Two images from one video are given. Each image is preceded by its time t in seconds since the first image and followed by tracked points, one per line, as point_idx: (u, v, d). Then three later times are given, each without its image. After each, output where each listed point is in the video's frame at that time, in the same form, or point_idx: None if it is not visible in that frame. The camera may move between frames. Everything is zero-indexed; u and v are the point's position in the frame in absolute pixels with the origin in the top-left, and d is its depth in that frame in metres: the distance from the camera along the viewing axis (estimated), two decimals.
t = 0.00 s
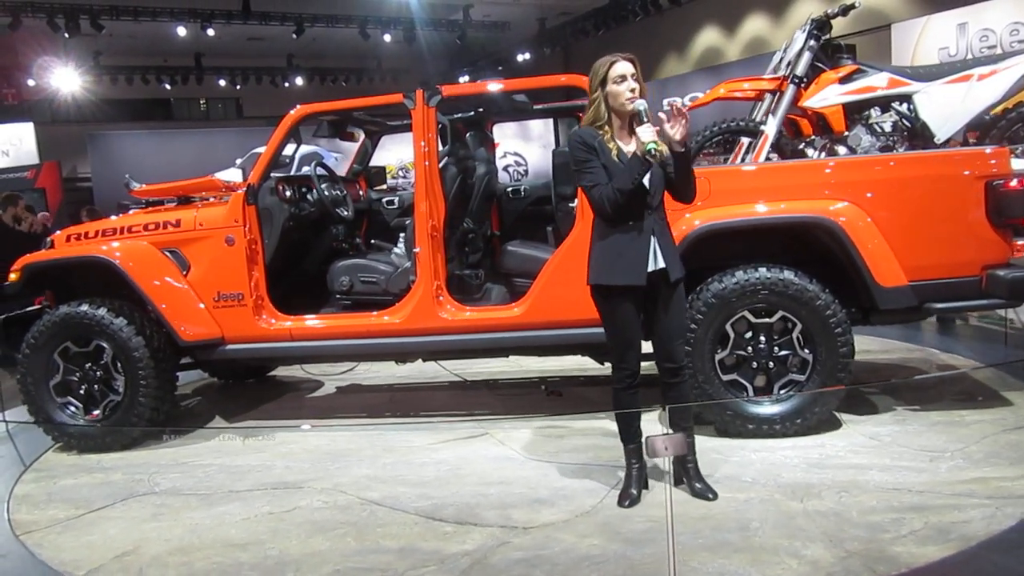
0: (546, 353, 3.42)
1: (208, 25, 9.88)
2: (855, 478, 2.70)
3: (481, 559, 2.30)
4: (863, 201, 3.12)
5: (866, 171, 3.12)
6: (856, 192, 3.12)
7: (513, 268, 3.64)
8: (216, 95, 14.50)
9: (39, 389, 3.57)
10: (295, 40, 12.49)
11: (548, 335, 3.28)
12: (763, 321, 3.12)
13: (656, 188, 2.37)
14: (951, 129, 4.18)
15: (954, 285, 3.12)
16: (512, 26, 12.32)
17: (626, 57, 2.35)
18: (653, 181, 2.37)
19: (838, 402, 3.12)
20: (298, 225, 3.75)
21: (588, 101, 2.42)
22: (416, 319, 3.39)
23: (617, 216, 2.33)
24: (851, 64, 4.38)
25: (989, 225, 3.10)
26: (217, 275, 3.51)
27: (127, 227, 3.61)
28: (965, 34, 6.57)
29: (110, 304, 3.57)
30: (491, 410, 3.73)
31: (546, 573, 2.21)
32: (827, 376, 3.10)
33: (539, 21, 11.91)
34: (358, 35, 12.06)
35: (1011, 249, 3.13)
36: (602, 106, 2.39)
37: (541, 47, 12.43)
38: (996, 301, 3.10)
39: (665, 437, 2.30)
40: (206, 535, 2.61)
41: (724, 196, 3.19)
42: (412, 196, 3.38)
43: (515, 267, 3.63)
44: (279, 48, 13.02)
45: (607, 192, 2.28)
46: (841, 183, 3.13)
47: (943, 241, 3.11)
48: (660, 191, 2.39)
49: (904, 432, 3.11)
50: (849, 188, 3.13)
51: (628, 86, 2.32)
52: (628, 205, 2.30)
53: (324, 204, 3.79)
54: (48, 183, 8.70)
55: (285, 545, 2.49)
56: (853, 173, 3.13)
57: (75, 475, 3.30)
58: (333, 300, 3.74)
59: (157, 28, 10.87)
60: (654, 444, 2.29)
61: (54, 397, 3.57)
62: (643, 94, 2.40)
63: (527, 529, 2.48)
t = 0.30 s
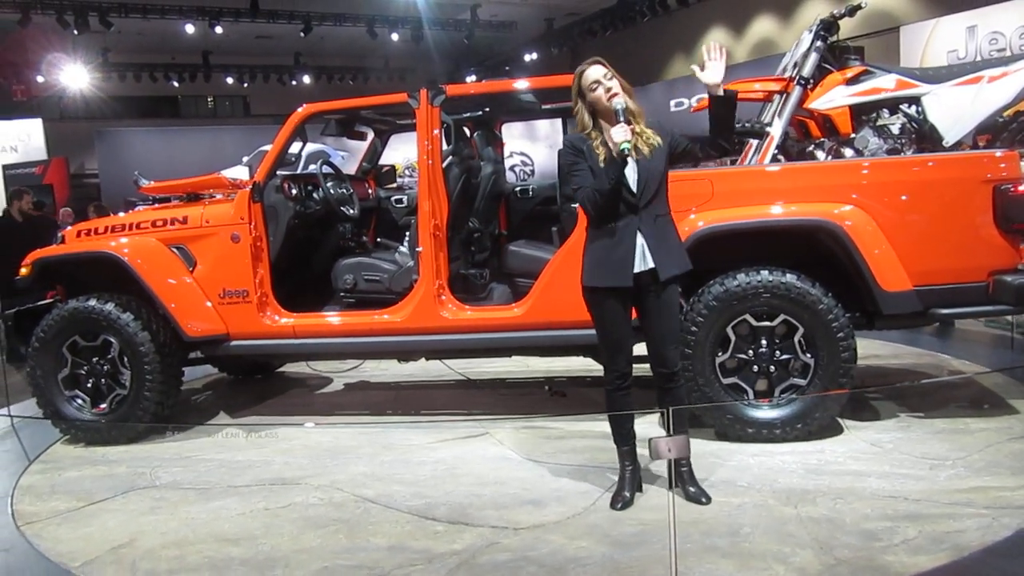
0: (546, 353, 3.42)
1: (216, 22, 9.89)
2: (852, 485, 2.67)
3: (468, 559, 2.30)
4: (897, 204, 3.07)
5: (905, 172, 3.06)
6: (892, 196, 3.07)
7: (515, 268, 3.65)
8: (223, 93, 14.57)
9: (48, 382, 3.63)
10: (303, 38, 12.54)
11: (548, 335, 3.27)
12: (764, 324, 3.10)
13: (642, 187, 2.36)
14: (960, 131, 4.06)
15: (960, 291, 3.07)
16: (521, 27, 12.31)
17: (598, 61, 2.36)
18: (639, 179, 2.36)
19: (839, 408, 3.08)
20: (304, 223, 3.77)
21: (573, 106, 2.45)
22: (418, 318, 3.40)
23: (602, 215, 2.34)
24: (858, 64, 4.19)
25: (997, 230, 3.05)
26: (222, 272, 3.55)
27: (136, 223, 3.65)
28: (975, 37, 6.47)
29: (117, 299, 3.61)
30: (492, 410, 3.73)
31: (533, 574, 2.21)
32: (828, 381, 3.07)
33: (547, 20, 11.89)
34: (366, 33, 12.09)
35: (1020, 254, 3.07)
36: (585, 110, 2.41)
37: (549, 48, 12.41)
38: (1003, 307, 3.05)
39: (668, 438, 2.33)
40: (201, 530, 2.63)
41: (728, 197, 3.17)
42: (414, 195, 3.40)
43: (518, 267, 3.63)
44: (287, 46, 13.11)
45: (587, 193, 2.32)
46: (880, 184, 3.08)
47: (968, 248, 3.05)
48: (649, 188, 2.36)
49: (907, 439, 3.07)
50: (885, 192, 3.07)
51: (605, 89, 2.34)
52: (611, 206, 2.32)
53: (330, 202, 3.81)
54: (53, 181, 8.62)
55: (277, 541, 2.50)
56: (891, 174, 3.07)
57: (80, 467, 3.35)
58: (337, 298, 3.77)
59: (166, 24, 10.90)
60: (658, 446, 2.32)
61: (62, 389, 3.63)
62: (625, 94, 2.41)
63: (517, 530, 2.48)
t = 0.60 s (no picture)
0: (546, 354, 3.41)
1: (223, 19, 10.06)
2: (847, 492, 2.64)
3: (455, 558, 2.30)
4: (931, 210, 3.02)
5: (941, 177, 3.00)
6: (926, 202, 3.02)
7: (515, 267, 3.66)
8: (229, 90, 14.65)
9: (54, 373, 3.67)
10: (309, 36, 12.60)
11: (547, 336, 3.26)
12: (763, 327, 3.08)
13: (624, 187, 2.36)
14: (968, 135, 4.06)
15: (963, 298, 3.04)
16: (528, 27, 12.30)
17: (588, 66, 2.39)
18: (621, 180, 2.36)
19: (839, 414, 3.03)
20: (307, 220, 3.79)
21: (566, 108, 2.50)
22: (418, 316, 3.41)
23: (585, 215, 2.38)
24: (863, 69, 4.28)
25: (1004, 237, 2.99)
26: (226, 268, 3.58)
27: (143, 218, 3.69)
28: (982, 43, 6.40)
29: (123, 293, 3.65)
30: (493, 410, 3.73)
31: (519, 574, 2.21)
32: (828, 387, 3.04)
33: (554, 21, 11.87)
34: (373, 32, 12.14)
35: None
36: (575, 112, 2.46)
37: (556, 48, 12.43)
38: (1009, 314, 3.00)
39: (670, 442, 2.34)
40: (194, 523, 2.66)
41: (728, 201, 3.16)
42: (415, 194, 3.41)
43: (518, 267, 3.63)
44: (294, 45, 13.18)
45: (568, 195, 2.39)
46: (915, 190, 3.02)
47: (995, 257, 3.00)
48: (632, 189, 2.36)
49: (907, 447, 3.04)
50: (920, 199, 3.02)
51: (595, 94, 2.37)
52: (592, 207, 2.37)
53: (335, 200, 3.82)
54: (59, 175, 8.79)
55: (268, 536, 2.52)
56: (927, 179, 3.01)
57: (82, 459, 3.38)
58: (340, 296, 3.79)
59: (172, 20, 10.94)
60: (659, 447, 2.33)
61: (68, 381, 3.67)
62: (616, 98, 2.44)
63: (506, 530, 2.47)
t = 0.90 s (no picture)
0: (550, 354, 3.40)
1: (232, 19, 10.16)
2: (848, 497, 2.61)
3: (446, 557, 2.30)
4: (949, 211, 2.96)
5: (960, 178, 2.94)
6: (952, 203, 2.96)
7: (520, 268, 3.66)
8: (238, 89, 14.78)
9: (66, 369, 3.73)
10: (318, 36, 12.68)
11: (549, 337, 3.26)
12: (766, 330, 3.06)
13: (615, 189, 2.38)
14: (976, 137, 4.05)
15: (972, 302, 3.00)
16: (535, 28, 12.28)
17: (593, 68, 2.39)
18: (613, 183, 2.38)
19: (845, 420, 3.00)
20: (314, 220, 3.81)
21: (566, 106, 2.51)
22: (422, 316, 3.43)
23: (579, 219, 2.44)
24: (872, 69, 4.20)
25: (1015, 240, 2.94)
26: (234, 267, 3.61)
27: (154, 216, 3.74)
28: (992, 45, 6.32)
29: (133, 291, 3.70)
30: (500, 409, 3.74)
31: (509, 574, 2.21)
32: (832, 391, 3.00)
33: (562, 21, 11.88)
34: (380, 31, 12.19)
35: None
36: (574, 111, 2.46)
37: (563, 49, 12.39)
38: (1018, 319, 2.96)
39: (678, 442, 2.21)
40: (194, 518, 2.68)
41: (732, 203, 3.13)
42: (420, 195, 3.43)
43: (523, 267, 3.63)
44: (300, 43, 13.27)
45: (562, 200, 2.46)
46: (951, 191, 2.95)
47: (1023, 260, 2.94)
48: (624, 190, 2.38)
49: (914, 452, 3.00)
50: (956, 200, 2.95)
51: (596, 98, 2.38)
52: (585, 211, 2.42)
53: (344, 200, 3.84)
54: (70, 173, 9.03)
55: (264, 533, 2.53)
56: (963, 178, 2.94)
57: (91, 453, 3.43)
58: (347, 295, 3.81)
59: (182, 20, 11.04)
60: (667, 449, 2.21)
61: (79, 377, 3.73)
62: (616, 101, 2.44)
63: (500, 530, 2.47)
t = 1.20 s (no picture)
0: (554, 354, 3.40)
1: (240, 18, 10.25)
2: (848, 500, 2.59)
3: (439, 557, 2.31)
4: (958, 212, 2.92)
5: (968, 178, 2.90)
6: (961, 204, 2.91)
7: (524, 268, 3.64)
8: (246, 88, 14.89)
9: (78, 365, 3.77)
10: (324, 34, 12.78)
11: (553, 336, 3.25)
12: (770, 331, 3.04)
13: (611, 190, 2.38)
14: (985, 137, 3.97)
15: (980, 304, 2.95)
16: (541, 27, 12.31)
17: (597, 69, 2.38)
18: (608, 184, 2.39)
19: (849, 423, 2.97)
20: (321, 219, 3.84)
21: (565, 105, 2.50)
22: (426, 315, 3.44)
23: (575, 220, 2.46)
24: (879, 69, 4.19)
25: None
26: (242, 265, 3.64)
27: (164, 214, 3.77)
28: (1001, 45, 6.26)
29: (143, 288, 3.74)
30: (506, 409, 3.74)
31: (502, 573, 2.21)
32: (836, 394, 2.98)
33: (570, 21, 11.88)
34: (386, 30, 12.24)
35: None
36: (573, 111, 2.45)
37: (570, 48, 12.39)
38: None
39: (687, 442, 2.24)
40: (195, 514, 2.71)
41: (736, 203, 3.11)
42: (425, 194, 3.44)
43: (527, 266, 3.62)
44: (308, 42, 13.37)
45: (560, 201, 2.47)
46: (963, 190, 2.90)
47: None
48: (620, 190, 2.38)
49: (920, 456, 2.97)
50: (967, 200, 2.90)
51: (596, 100, 2.36)
52: (582, 212, 2.44)
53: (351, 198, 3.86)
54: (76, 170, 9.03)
55: (263, 529, 2.55)
56: (971, 178, 2.90)
57: (101, 448, 3.47)
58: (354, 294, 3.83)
59: (190, 19, 11.13)
60: (674, 449, 2.24)
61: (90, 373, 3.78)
62: (616, 103, 2.43)
63: (496, 529, 2.48)
